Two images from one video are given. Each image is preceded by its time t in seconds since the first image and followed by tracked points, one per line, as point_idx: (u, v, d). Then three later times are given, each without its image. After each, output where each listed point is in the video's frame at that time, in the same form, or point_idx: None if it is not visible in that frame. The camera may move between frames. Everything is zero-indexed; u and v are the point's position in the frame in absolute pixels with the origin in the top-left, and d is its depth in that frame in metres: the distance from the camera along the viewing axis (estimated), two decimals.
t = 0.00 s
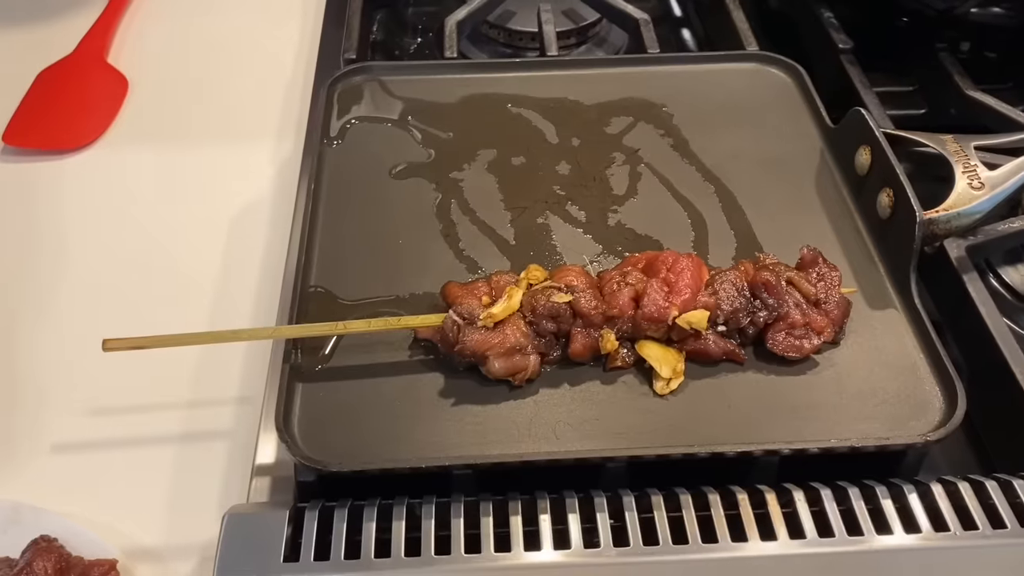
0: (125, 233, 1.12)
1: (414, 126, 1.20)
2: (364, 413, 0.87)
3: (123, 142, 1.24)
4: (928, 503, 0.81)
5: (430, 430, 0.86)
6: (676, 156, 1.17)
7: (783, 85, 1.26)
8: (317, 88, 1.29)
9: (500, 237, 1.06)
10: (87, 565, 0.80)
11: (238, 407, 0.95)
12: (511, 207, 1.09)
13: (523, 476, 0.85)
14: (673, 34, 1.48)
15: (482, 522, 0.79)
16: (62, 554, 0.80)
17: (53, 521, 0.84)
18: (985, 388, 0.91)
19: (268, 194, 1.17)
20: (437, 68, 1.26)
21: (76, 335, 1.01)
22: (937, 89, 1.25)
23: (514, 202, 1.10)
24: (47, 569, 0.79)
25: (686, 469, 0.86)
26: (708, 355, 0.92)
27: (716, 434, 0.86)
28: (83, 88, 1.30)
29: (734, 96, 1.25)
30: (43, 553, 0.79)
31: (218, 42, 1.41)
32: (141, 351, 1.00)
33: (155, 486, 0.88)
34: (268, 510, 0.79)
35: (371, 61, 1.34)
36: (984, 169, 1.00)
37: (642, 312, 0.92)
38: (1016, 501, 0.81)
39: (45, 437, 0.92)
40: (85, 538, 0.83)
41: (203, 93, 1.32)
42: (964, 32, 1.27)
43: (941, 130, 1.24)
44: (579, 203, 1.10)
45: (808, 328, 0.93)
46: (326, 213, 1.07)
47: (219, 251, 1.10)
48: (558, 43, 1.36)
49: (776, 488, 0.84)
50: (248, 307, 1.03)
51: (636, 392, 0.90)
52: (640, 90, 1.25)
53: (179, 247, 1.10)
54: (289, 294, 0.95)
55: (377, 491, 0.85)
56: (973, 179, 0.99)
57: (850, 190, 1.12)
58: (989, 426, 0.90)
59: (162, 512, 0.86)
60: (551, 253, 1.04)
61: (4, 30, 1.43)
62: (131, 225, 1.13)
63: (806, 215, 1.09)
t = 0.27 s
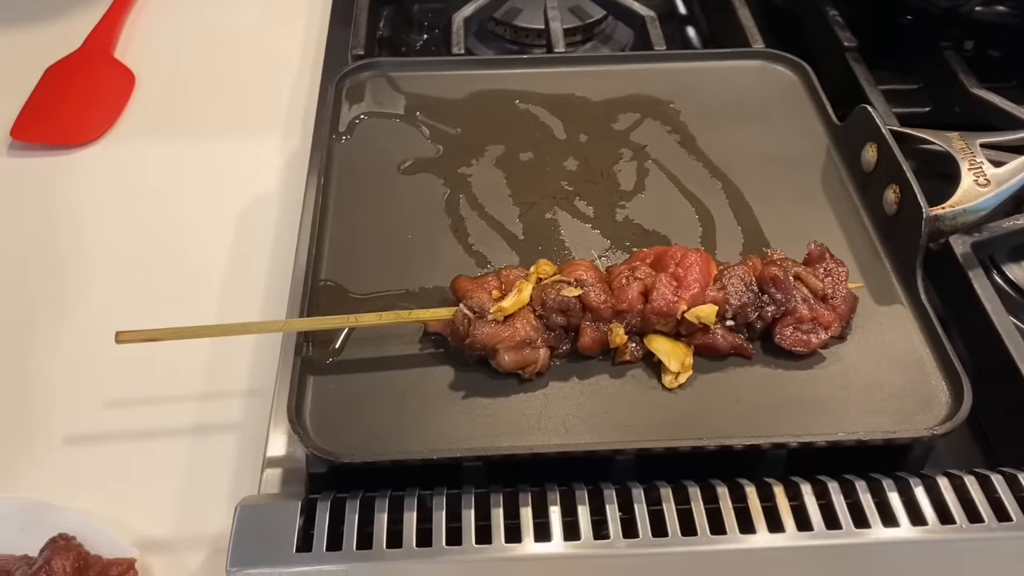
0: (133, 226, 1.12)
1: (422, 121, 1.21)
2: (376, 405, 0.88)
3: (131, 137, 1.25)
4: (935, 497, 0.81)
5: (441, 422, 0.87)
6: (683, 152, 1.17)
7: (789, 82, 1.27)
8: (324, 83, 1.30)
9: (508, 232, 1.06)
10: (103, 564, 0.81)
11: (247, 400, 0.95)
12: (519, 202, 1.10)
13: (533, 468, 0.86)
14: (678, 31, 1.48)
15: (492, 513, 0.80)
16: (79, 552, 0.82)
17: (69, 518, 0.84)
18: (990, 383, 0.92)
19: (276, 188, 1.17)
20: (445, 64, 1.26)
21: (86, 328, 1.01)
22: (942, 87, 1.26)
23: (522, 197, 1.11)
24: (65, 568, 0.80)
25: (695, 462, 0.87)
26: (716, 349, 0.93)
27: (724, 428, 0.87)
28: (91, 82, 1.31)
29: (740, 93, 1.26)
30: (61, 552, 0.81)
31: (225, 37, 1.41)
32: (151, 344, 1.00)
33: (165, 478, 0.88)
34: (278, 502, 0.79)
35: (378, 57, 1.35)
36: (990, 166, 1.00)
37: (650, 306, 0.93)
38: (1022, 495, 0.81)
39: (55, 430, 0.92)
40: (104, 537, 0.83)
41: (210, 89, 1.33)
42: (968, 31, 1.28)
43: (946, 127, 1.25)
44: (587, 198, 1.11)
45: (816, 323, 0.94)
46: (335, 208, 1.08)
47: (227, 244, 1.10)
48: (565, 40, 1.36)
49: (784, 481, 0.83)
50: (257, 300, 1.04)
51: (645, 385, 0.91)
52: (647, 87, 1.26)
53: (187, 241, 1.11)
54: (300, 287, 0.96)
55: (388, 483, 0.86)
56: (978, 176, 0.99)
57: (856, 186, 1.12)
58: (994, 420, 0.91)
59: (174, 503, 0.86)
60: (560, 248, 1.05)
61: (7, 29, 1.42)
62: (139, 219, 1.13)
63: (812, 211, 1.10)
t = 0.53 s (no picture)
0: (145, 219, 1.13)
1: (432, 116, 1.22)
2: (389, 395, 0.90)
3: (141, 131, 1.26)
4: (941, 488, 0.81)
5: (454, 412, 0.88)
6: (691, 147, 1.18)
7: (795, 78, 1.28)
8: (334, 78, 1.30)
9: (519, 226, 1.07)
10: (121, 551, 0.80)
11: (259, 391, 0.95)
12: (529, 196, 1.11)
13: (544, 458, 0.87)
14: (683, 28, 1.49)
15: (503, 502, 0.80)
16: (96, 540, 0.81)
17: (85, 507, 0.84)
18: (995, 376, 0.93)
19: (287, 182, 1.18)
20: (454, 59, 1.27)
21: (97, 319, 1.02)
22: (946, 84, 1.27)
23: (532, 191, 1.12)
24: (84, 556, 0.79)
25: (704, 453, 0.88)
26: (725, 341, 0.94)
27: (733, 419, 0.88)
28: (101, 76, 1.31)
29: (747, 90, 1.27)
30: (79, 539, 0.80)
31: (233, 33, 1.42)
32: (162, 335, 1.00)
33: (178, 468, 0.88)
34: (292, 490, 0.80)
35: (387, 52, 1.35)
36: (996, 162, 1.01)
37: (660, 298, 0.95)
38: None
39: (67, 419, 0.92)
40: (121, 527, 0.83)
41: (219, 84, 1.33)
42: (972, 29, 1.28)
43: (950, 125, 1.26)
44: (596, 192, 1.12)
45: (823, 316, 0.95)
46: (346, 202, 1.09)
47: (238, 237, 1.11)
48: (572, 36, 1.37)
49: (792, 472, 0.83)
50: (268, 293, 1.05)
51: (654, 376, 0.92)
52: (654, 83, 1.27)
53: (198, 233, 1.11)
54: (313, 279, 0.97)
55: (401, 472, 0.87)
56: (984, 172, 1.00)
57: (863, 182, 1.13)
58: (998, 413, 0.92)
59: (187, 493, 0.87)
60: (569, 242, 1.06)
61: (18, 22, 1.43)
62: (150, 212, 1.14)
63: (819, 207, 1.11)
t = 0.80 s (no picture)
0: (142, 218, 1.13)
1: (431, 115, 1.21)
2: (387, 394, 0.90)
3: (139, 129, 1.25)
4: (939, 489, 0.81)
5: (451, 411, 0.88)
6: (690, 147, 1.18)
7: (795, 78, 1.28)
8: (333, 77, 1.30)
9: (517, 225, 1.07)
10: (117, 550, 0.79)
11: (256, 390, 0.95)
12: (528, 195, 1.11)
13: (541, 458, 0.86)
14: (682, 28, 1.49)
15: (500, 502, 0.80)
16: (92, 539, 0.80)
17: (81, 505, 0.84)
18: (993, 377, 0.93)
19: (285, 181, 1.18)
20: (453, 58, 1.27)
21: (94, 317, 1.01)
22: (946, 85, 1.26)
23: (531, 191, 1.11)
24: (79, 554, 0.79)
25: (702, 453, 0.88)
26: (723, 341, 0.94)
27: (731, 419, 0.88)
28: (99, 73, 1.31)
29: (747, 90, 1.27)
30: (73, 538, 0.80)
31: (232, 31, 1.41)
32: (159, 333, 1.00)
33: (174, 466, 0.88)
34: (288, 488, 0.80)
35: (387, 51, 1.35)
36: (995, 163, 1.01)
37: (658, 298, 0.94)
38: None
39: (63, 417, 0.92)
40: (117, 525, 0.82)
41: (218, 81, 1.33)
42: (972, 30, 1.29)
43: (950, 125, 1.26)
44: (595, 192, 1.12)
45: (822, 317, 0.95)
46: (345, 201, 1.08)
47: (235, 235, 1.10)
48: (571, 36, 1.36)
49: (790, 473, 0.83)
50: (266, 291, 1.04)
51: (652, 376, 0.92)
52: (654, 82, 1.26)
53: (195, 231, 1.11)
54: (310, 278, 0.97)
55: (398, 472, 0.87)
56: (984, 173, 1.00)
57: (862, 183, 1.13)
58: (997, 414, 0.92)
59: (184, 491, 0.86)
60: (568, 241, 1.06)
61: (16, 19, 1.43)
62: (147, 210, 1.14)
63: (818, 207, 1.11)
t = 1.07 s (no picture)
0: (141, 215, 1.12)
1: (431, 112, 1.21)
2: (385, 392, 0.89)
3: (139, 125, 1.25)
4: (939, 488, 0.80)
5: (450, 409, 0.88)
6: (691, 146, 1.18)
7: (796, 77, 1.27)
8: (333, 74, 1.30)
9: (517, 223, 1.07)
10: (114, 546, 0.79)
11: (255, 387, 0.94)
12: (528, 193, 1.10)
13: (541, 456, 0.86)
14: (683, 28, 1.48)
15: (500, 500, 0.80)
16: (89, 536, 0.80)
17: (79, 502, 0.83)
18: (994, 377, 0.93)
19: (285, 178, 1.18)
20: (454, 55, 1.27)
21: (92, 314, 1.01)
22: (947, 85, 1.26)
23: (531, 189, 1.11)
24: (75, 551, 0.78)
25: (702, 452, 0.88)
26: (724, 340, 0.94)
27: (731, 418, 0.88)
28: (99, 69, 1.31)
29: (748, 88, 1.26)
30: (70, 535, 0.79)
31: (232, 28, 1.41)
32: (157, 330, 1.00)
33: (173, 462, 0.88)
34: (286, 486, 0.80)
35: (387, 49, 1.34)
36: (997, 162, 1.00)
37: (659, 296, 0.94)
38: None
39: (61, 414, 0.92)
40: (114, 522, 0.82)
41: (218, 78, 1.33)
42: (974, 30, 1.29)
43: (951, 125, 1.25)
44: (595, 190, 1.11)
45: (823, 316, 0.95)
46: (344, 198, 1.08)
47: (235, 232, 1.10)
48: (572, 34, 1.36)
49: (790, 472, 0.83)
50: (265, 289, 1.04)
51: (652, 375, 0.92)
52: (655, 81, 1.26)
53: (194, 228, 1.11)
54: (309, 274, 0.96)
55: (397, 470, 0.86)
56: (985, 172, 0.99)
57: (863, 182, 1.13)
58: (998, 414, 0.91)
59: (182, 489, 0.86)
60: (568, 239, 1.05)
61: (17, 14, 1.42)
62: (147, 207, 1.13)
63: (819, 206, 1.11)
